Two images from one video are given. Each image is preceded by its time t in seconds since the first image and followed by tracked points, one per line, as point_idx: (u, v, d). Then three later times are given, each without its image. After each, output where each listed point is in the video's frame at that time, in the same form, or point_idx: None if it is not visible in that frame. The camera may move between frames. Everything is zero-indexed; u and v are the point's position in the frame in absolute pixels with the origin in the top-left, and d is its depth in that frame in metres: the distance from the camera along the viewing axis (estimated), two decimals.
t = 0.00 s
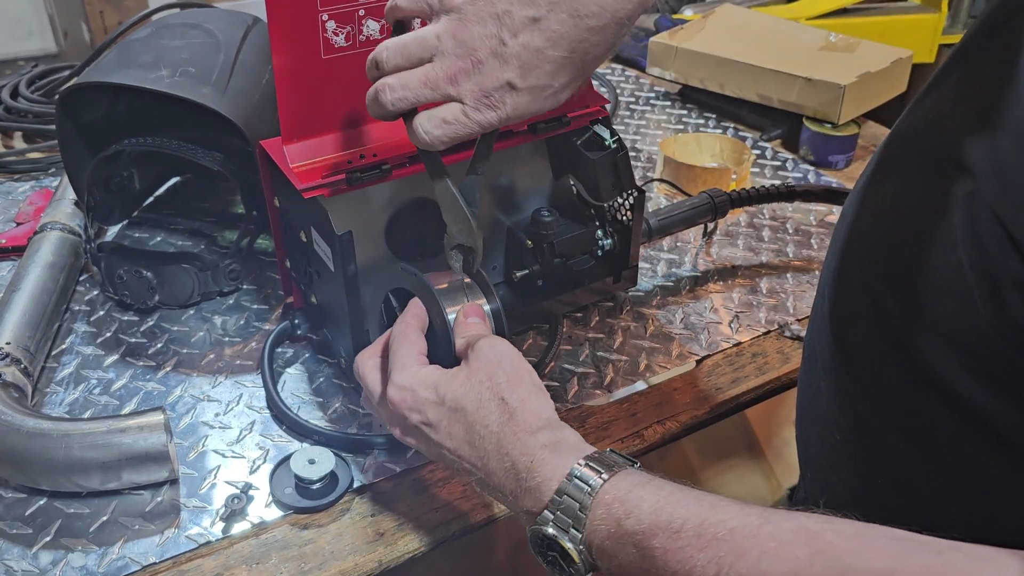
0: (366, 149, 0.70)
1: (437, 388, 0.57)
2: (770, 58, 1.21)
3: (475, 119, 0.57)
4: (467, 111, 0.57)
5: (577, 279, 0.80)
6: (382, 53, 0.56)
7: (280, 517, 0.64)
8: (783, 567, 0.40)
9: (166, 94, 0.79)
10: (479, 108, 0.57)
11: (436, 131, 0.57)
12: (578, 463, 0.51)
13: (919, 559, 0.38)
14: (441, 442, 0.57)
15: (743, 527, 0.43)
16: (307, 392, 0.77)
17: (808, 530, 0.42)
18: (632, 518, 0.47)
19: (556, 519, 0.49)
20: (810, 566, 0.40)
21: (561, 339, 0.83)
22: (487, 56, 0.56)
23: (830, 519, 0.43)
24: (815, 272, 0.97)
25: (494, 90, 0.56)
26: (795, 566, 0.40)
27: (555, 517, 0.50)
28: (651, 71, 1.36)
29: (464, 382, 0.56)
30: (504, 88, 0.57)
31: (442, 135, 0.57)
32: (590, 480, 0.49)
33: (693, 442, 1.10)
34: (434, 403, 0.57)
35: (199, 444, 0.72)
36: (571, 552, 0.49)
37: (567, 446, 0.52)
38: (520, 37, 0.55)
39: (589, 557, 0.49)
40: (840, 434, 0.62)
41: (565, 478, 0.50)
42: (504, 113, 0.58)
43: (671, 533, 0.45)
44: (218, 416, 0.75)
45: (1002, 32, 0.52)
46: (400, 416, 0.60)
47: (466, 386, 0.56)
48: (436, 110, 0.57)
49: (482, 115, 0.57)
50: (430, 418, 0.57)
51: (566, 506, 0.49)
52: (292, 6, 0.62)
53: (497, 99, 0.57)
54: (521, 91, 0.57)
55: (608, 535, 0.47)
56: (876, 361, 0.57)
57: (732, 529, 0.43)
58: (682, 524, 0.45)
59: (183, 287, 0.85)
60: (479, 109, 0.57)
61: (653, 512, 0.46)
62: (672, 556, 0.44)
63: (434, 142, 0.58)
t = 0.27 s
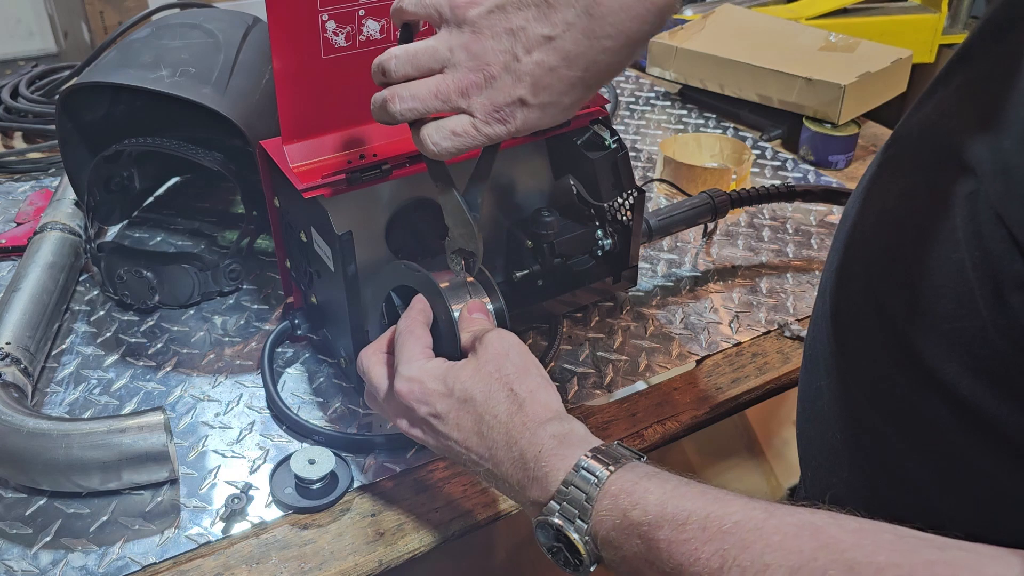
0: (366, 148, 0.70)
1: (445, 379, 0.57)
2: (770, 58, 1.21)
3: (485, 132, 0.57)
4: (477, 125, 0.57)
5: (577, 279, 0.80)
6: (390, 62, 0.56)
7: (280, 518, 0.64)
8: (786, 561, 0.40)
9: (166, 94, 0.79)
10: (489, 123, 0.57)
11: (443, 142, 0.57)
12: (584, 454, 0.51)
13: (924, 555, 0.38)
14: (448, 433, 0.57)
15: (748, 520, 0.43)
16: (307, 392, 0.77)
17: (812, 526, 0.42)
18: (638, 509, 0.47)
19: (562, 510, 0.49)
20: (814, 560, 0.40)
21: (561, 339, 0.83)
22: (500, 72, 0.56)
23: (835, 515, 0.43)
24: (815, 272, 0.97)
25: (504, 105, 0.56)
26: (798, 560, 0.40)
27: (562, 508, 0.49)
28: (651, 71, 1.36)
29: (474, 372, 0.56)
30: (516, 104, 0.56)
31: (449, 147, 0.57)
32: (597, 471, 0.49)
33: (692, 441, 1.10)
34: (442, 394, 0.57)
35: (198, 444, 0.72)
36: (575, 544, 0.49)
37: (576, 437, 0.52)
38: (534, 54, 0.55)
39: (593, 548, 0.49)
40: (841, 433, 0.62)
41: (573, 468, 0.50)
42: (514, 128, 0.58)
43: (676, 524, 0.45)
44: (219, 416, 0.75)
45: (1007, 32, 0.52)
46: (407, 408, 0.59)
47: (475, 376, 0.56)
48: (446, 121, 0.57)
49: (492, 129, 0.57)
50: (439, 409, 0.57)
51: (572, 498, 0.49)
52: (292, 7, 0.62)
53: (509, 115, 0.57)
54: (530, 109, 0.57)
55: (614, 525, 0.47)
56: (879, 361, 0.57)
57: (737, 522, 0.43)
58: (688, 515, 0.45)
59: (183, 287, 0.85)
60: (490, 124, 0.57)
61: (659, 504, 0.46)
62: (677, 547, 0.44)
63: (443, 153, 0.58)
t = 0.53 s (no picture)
0: (367, 148, 0.70)
1: (454, 366, 0.57)
2: (770, 58, 1.21)
3: (486, 148, 0.58)
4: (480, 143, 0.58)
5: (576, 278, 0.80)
6: (394, 70, 0.57)
7: (280, 518, 0.64)
8: (791, 554, 0.40)
9: (166, 94, 0.79)
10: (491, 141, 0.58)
11: (446, 157, 0.58)
12: (591, 444, 0.51)
13: (930, 552, 0.38)
14: (455, 422, 0.56)
15: (754, 512, 0.43)
16: (307, 391, 0.77)
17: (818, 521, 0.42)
18: (645, 498, 0.47)
19: (568, 497, 0.50)
20: (819, 552, 0.40)
21: (561, 339, 0.83)
22: (504, 89, 0.56)
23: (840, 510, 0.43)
24: (816, 272, 0.97)
25: (508, 122, 0.57)
26: (804, 553, 0.40)
27: (567, 495, 0.50)
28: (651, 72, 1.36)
29: (484, 361, 0.56)
30: (519, 121, 0.57)
31: (451, 161, 0.59)
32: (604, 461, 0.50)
33: (692, 441, 1.10)
34: (450, 382, 0.57)
35: (199, 444, 0.72)
36: (579, 531, 0.50)
37: (585, 426, 0.53)
38: (539, 73, 0.55)
39: (598, 538, 0.49)
40: (841, 433, 0.62)
41: (579, 457, 0.50)
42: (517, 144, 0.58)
43: (682, 514, 0.45)
44: (219, 416, 0.75)
45: (1012, 32, 0.52)
46: (413, 395, 0.58)
47: (486, 364, 0.56)
48: (449, 135, 0.58)
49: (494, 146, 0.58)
50: (447, 396, 0.57)
51: (579, 486, 0.49)
52: (292, 7, 0.62)
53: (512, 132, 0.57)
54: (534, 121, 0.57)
55: (620, 514, 0.48)
56: (880, 360, 0.57)
57: (743, 514, 0.43)
58: (694, 506, 0.45)
59: (183, 287, 0.85)
60: (493, 140, 0.58)
61: (666, 494, 0.46)
62: (682, 538, 0.44)
63: (445, 164, 0.59)
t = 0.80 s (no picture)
0: (367, 148, 0.70)
1: (455, 362, 0.57)
2: (770, 58, 1.21)
3: (470, 138, 0.60)
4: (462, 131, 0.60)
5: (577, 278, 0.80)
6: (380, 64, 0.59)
7: (280, 518, 0.64)
8: (791, 552, 0.40)
9: (166, 94, 0.79)
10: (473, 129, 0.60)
11: (429, 149, 0.60)
12: (591, 443, 0.51)
13: (931, 552, 0.38)
14: (455, 418, 0.56)
15: (754, 511, 0.43)
16: (307, 392, 0.77)
17: (819, 519, 0.42)
18: (646, 496, 0.47)
19: (569, 495, 0.50)
20: (820, 550, 0.40)
21: (561, 339, 0.83)
22: (484, 78, 0.58)
23: (841, 509, 0.43)
24: (816, 272, 0.97)
25: (489, 111, 0.59)
26: (805, 551, 0.40)
27: (568, 493, 0.50)
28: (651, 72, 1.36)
29: (484, 356, 0.56)
30: (501, 110, 0.59)
31: (434, 152, 0.60)
32: (604, 460, 0.50)
33: (692, 442, 1.10)
34: (450, 376, 0.57)
35: (198, 444, 0.72)
36: (579, 529, 0.50)
37: (586, 424, 0.53)
38: (519, 60, 0.57)
39: (599, 536, 0.49)
40: (841, 433, 0.62)
41: (580, 455, 0.50)
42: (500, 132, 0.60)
43: (683, 512, 0.45)
44: (219, 416, 0.75)
45: (1013, 32, 0.52)
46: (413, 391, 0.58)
47: (486, 360, 0.56)
48: (433, 128, 0.60)
49: (476, 135, 0.60)
50: (447, 392, 0.57)
51: (579, 484, 0.49)
52: (292, 6, 0.62)
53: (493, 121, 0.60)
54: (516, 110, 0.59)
55: (620, 511, 0.48)
56: (881, 360, 0.57)
57: (744, 512, 0.43)
58: (695, 504, 0.45)
59: (183, 287, 0.85)
60: (475, 129, 0.60)
61: (667, 493, 0.46)
62: (683, 536, 0.44)
63: (428, 155, 0.61)
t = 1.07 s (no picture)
0: (367, 148, 0.70)
1: (458, 358, 0.57)
2: (770, 58, 1.21)
3: (474, 142, 0.61)
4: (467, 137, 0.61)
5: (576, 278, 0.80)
6: (383, 69, 0.60)
7: (280, 517, 0.64)
8: (795, 550, 0.40)
9: (166, 94, 0.79)
10: (478, 135, 0.61)
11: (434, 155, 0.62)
12: (593, 440, 0.51)
13: (934, 550, 0.38)
14: (456, 414, 0.56)
15: (757, 508, 0.43)
16: (306, 392, 0.77)
17: (822, 517, 0.42)
18: (648, 492, 0.47)
19: (570, 490, 0.49)
20: (823, 548, 0.40)
21: (561, 339, 0.83)
22: (489, 84, 0.59)
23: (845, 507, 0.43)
24: (816, 271, 0.97)
25: (494, 116, 0.61)
26: (808, 549, 0.40)
27: (569, 488, 0.50)
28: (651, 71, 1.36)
29: (487, 351, 0.57)
30: (506, 115, 0.61)
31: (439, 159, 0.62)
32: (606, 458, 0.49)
33: (692, 442, 1.10)
34: (452, 371, 0.57)
35: (198, 444, 0.72)
36: (579, 524, 0.49)
37: (588, 420, 0.53)
38: (525, 67, 0.59)
39: (599, 532, 0.49)
40: (841, 433, 0.62)
41: (581, 451, 0.50)
42: (505, 137, 0.62)
43: (686, 509, 0.45)
44: (219, 416, 0.75)
45: (1016, 33, 0.52)
46: (414, 386, 0.58)
47: (489, 355, 0.56)
48: (436, 133, 0.61)
49: (481, 140, 0.62)
50: (449, 387, 0.57)
51: (580, 480, 0.49)
52: (293, 5, 0.62)
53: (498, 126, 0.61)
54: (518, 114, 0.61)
55: (621, 509, 0.48)
56: (883, 360, 0.57)
57: (747, 509, 0.43)
58: (698, 501, 0.45)
59: (183, 287, 0.85)
60: (479, 135, 0.61)
61: (669, 489, 0.46)
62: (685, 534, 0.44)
63: (437, 163, 0.63)
